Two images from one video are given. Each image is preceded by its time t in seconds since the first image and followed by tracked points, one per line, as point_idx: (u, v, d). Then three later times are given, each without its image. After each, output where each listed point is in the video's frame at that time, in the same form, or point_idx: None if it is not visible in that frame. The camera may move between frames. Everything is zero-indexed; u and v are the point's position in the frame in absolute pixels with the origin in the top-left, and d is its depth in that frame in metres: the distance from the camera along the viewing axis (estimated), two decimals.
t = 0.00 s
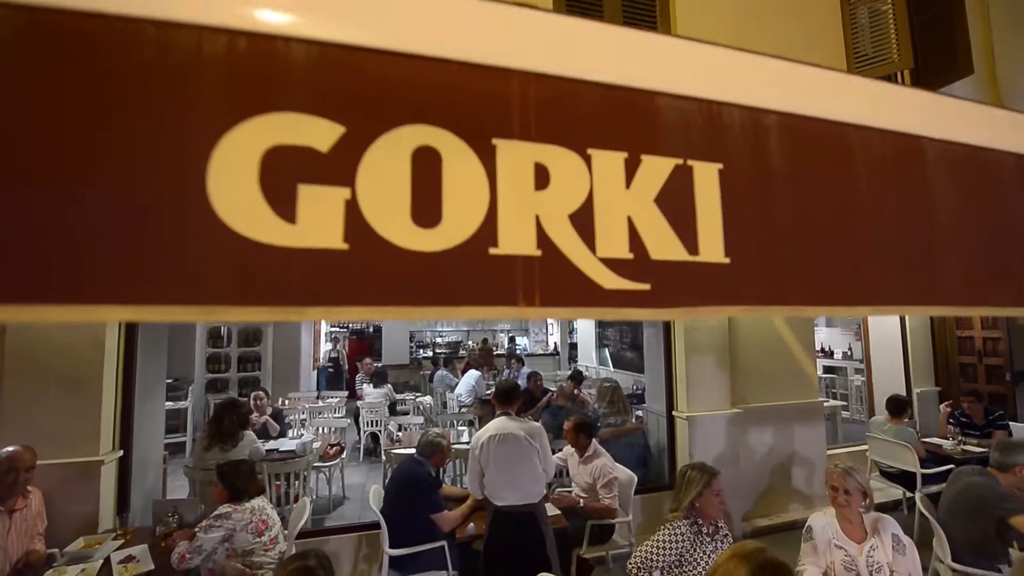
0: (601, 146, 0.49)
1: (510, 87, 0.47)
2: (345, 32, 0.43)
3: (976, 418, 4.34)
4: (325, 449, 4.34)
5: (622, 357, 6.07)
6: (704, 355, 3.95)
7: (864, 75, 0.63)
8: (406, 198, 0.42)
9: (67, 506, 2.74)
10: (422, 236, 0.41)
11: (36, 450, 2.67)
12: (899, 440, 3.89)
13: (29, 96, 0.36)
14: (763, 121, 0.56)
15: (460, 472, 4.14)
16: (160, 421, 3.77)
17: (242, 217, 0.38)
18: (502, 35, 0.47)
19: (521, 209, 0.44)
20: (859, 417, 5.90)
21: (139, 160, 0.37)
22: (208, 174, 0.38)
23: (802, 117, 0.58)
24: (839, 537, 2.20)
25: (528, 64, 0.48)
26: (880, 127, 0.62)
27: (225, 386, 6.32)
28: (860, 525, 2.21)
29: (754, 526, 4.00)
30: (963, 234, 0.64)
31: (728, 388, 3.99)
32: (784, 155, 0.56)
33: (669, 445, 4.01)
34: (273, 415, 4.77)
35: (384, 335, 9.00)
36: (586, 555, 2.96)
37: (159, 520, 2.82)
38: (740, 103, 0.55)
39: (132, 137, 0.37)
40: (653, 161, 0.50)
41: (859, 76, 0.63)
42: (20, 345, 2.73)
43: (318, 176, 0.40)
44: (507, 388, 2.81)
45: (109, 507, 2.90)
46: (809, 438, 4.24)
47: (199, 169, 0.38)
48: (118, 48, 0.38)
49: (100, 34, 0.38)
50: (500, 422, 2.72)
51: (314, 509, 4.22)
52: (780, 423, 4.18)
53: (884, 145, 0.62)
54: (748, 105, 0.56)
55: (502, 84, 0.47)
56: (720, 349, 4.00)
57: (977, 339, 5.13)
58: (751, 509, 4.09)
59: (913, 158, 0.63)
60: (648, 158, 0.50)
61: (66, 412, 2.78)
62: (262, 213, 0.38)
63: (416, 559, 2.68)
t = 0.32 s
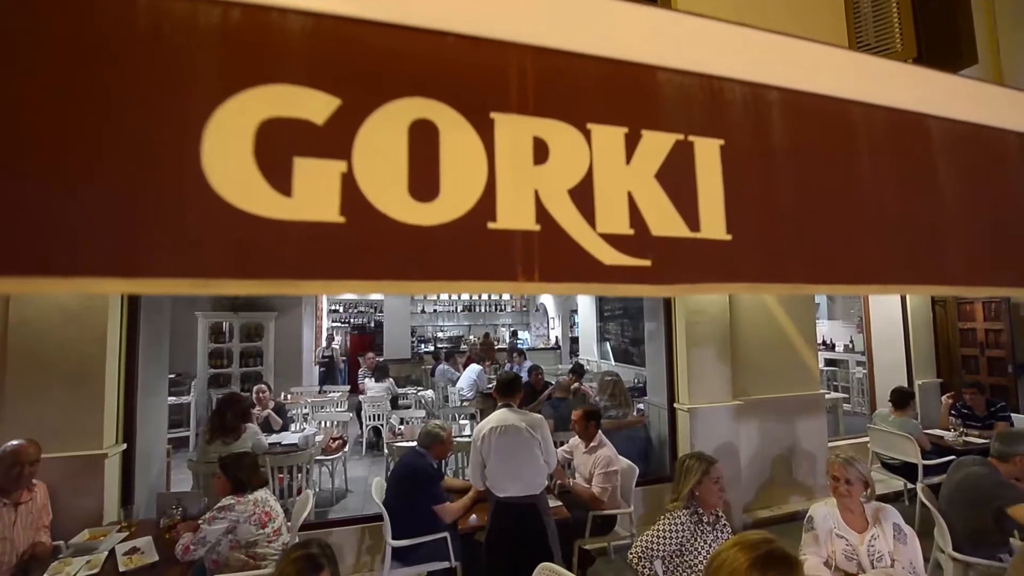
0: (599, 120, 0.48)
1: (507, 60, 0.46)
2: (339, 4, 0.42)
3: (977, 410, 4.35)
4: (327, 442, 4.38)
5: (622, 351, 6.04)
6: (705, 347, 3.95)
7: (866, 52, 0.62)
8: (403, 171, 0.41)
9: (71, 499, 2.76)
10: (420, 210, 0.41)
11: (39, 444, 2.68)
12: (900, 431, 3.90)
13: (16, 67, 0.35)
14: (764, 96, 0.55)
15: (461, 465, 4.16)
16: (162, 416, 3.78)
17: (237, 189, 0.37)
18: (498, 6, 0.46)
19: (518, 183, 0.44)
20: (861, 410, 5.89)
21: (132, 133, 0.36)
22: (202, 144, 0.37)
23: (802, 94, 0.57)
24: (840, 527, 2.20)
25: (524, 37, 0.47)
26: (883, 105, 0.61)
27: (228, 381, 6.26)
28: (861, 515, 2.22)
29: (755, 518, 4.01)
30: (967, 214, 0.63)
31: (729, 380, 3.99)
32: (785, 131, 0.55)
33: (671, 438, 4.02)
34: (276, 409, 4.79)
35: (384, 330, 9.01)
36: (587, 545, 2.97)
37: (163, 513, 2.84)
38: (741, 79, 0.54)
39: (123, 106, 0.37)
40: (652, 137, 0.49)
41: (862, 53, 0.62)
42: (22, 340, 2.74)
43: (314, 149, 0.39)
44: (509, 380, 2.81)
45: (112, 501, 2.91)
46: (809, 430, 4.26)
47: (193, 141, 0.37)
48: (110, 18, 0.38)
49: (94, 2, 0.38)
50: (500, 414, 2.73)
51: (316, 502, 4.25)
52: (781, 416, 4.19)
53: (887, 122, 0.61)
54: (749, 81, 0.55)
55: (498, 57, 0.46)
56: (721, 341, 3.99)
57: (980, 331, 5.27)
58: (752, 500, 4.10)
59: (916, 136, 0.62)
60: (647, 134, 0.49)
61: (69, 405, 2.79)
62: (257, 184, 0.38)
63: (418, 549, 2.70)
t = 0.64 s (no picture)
0: (600, 98, 0.48)
1: (507, 38, 0.46)
2: None
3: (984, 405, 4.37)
4: (331, 440, 4.40)
5: (626, 349, 5.99)
6: (708, 342, 3.93)
7: (867, 31, 0.62)
8: (404, 147, 0.41)
9: (78, 497, 2.77)
10: (422, 186, 0.41)
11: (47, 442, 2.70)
12: (906, 427, 3.88)
13: (25, 38, 0.36)
14: (764, 76, 0.55)
15: (465, 462, 4.17)
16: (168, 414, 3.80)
17: (241, 165, 0.38)
18: None
19: (519, 160, 0.44)
20: (865, 406, 5.87)
21: (136, 110, 0.37)
22: (204, 121, 0.38)
23: (803, 73, 0.57)
24: (845, 520, 2.20)
25: (524, 14, 0.47)
26: (883, 84, 0.61)
27: (232, 380, 6.28)
28: (866, 509, 2.20)
29: (760, 514, 3.99)
30: (970, 196, 0.63)
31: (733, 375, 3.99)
32: (786, 110, 0.55)
33: (674, 434, 4.01)
34: (281, 408, 4.81)
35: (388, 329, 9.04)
36: (591, 540, 2.98)
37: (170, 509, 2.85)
38: (741, 58, 0.54)
39: (125, 82, 0.37)
40: (653, 115, 0.49)
41: (862, 32, 0.61)
42: (29, 339, 2.76)
43: (315, 125, 0.40)
44: (509, 376, 2.80)
45: (119, 498, 2.92)
46: (814, 426, 4.24)
47: (196, 116, 0.38)
48: None
49: None
50: (504, 410, 2.72)
51: (321, 500, 4.27)
52: (785, 411, 4.18)
53: (889, 103, 0.61)
54: (750, 60, 0.55)
55: (500, 35, 0.46)
56: (725, 336, 3.98)
57: (985, 325, 5.36)
58: (756, 497, 4.09)
59: (919, 117, 0.61)
60: (648, 112, 0.49)
61: (76, 403, 2.81)
62: (259, 160, 0.38)
63: (422, 545, 2.71)
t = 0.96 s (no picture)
0: (604, 74, 0.48)
1: (511, 14, 0.47)
2: None
3: (995, 400, 4.33)
4: (339, 438, 4.43)
5: (632, 347, 5.93)
6: (714, 338, 3.92)
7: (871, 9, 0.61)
8: (410, 120, 0.42)
9: (90, 493, 2.81)
10: (427, 158, 0.42)
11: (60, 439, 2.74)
12: (915, 421, 3.86)
13: (45, 18, 0.37)
14: (767, 53, 0.55)
15: (472, 458, 4.19)
16: (177, 412, 3.85)
17: (251, 135, 0.39)
18: None
19: (524, 132, 0.45)
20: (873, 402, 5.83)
21: (155, 78, 0.38)
22: (216, 92, 0.39)
23: (805, 52, 0.57)
24: (855, 514, 2.18)
25: None
26: (886, 62, 0.61)
27: (240, 379, 6.34)
28: (875, 503, 2.20)
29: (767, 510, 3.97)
30: (975, 171, 0.63)
31: (740, 370, 3.97)
32: (788, 88, 0.55)
33: (681, 430, 4.00)
34: (289, 405, 4.86)
35: (393, 328, 9.10)
36: (598, 535, 2.98)
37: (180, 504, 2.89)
38: (743, 35, 0.55)
39: (139, 57, 0.38)
40: (655, 90, 0.50)
41: (866, 12, 0.61)
42: (41, 336, 2.80)
43: (323, 98, 0.40)
44: (515, 370, 2.80)
45: (129, 494, 2.96)
46: (822, 422, 4.22)
47: (207, 89, 0.38)
48: None
49: None
50: (510, 404, 2.73)
51: (328, 497, 4.29)
52: (793, 407, 4.16)
53: (892, 80, 0.61)
54: (752, 37, 0.55)
55: (503, 11, 0.47)
56: (731, 332, 3.96)
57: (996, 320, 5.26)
58: (764, 493, 4.06)
59: (923, 93, 0.61)
60: (651, 87, 0.50)
61: (87, 400, 2.84)
62: (270, 132, 0.39)
63: (427, 540, 2.73)
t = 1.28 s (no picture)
0: (603, 45, 0.49)
1: None
2: None
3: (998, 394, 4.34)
4: (342, 435, 4.45)
5: (635, 344, 5.92)
6: (716, 333, 3.92)
7: None
8: (412, 86, 0.43)
9: (95, 488, 2.82)
10: (431, 124, 0.42)
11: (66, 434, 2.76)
12: (918, 415, 3.86)
13: None
14: (766, 27, 0.56)
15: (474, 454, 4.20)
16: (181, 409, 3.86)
17: (257, 98, 0.39)
18: None
19: (525, 99, 0.45)
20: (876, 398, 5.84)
21: (164, 43, 0.39)
22: (223, 58, 0.39)
23: (805, 25, 0.57)
24: (857, 505, 2.18)
25: None
26: (886, 36, 0.61)
27: (243, 378, 6.43)
28: (877, 493, 2.20)
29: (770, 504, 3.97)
30: (974, 146, 0.63)
31: (742, 365, 3.97)
32: (786, 62, 0.56)
33: (683, 424, 4.00)
34: (291, 402, 4.88)
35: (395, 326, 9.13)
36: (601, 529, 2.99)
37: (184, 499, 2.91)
38: (742, 8, 0.55)
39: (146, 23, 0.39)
40: (655, 61, 0.50)
41: None
42: (45, 333, 2.82)
43: (328, 65, 0.41)
44: (518, 364, 2.81)
45: (135, 489, 2.97)
46: (824, 416, 4.23)
47: (214, 55, 0.39)
48: None
49: None
50: (512, 397, 2.73)
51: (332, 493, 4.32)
52: (795, 402, 4.16)
53: (891, 56, 0.61)
54: (752, 10, 0.55)
55: None
56: (733, 327, 3.96)
57: (1000, 315, 5.34)
58: (767, 488, 4.06)
59: (921, 69, 0.62)
60: (651, 58, 0.50)
61: (92, 397, 2.86)
62: (276, 97, 0.40)
63: (430, 534, 2.74)
